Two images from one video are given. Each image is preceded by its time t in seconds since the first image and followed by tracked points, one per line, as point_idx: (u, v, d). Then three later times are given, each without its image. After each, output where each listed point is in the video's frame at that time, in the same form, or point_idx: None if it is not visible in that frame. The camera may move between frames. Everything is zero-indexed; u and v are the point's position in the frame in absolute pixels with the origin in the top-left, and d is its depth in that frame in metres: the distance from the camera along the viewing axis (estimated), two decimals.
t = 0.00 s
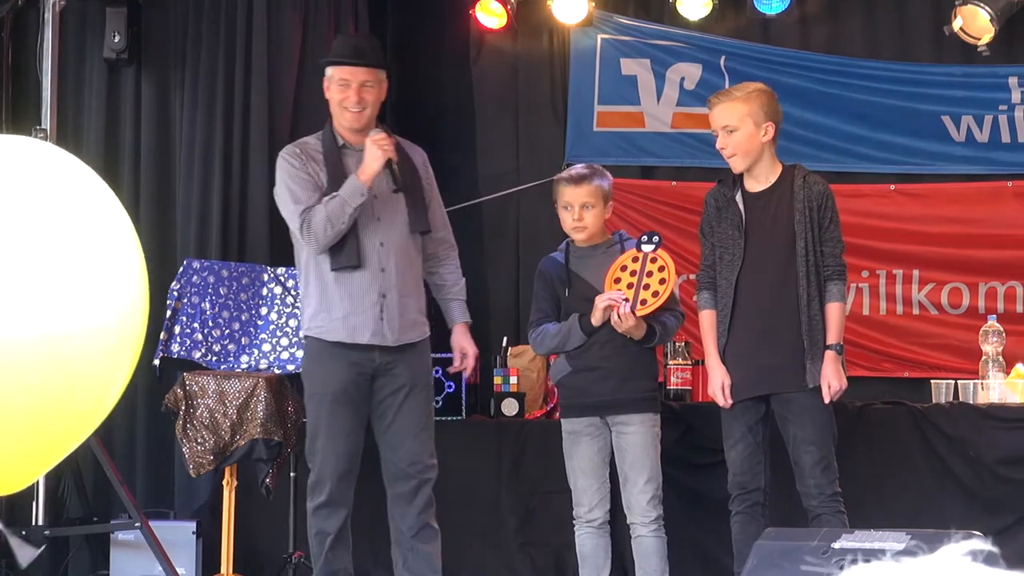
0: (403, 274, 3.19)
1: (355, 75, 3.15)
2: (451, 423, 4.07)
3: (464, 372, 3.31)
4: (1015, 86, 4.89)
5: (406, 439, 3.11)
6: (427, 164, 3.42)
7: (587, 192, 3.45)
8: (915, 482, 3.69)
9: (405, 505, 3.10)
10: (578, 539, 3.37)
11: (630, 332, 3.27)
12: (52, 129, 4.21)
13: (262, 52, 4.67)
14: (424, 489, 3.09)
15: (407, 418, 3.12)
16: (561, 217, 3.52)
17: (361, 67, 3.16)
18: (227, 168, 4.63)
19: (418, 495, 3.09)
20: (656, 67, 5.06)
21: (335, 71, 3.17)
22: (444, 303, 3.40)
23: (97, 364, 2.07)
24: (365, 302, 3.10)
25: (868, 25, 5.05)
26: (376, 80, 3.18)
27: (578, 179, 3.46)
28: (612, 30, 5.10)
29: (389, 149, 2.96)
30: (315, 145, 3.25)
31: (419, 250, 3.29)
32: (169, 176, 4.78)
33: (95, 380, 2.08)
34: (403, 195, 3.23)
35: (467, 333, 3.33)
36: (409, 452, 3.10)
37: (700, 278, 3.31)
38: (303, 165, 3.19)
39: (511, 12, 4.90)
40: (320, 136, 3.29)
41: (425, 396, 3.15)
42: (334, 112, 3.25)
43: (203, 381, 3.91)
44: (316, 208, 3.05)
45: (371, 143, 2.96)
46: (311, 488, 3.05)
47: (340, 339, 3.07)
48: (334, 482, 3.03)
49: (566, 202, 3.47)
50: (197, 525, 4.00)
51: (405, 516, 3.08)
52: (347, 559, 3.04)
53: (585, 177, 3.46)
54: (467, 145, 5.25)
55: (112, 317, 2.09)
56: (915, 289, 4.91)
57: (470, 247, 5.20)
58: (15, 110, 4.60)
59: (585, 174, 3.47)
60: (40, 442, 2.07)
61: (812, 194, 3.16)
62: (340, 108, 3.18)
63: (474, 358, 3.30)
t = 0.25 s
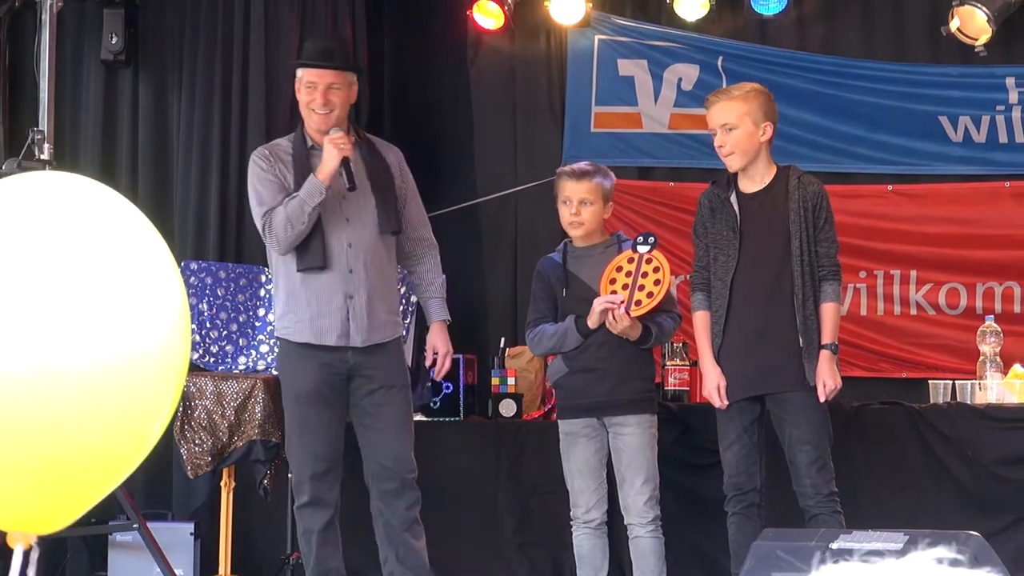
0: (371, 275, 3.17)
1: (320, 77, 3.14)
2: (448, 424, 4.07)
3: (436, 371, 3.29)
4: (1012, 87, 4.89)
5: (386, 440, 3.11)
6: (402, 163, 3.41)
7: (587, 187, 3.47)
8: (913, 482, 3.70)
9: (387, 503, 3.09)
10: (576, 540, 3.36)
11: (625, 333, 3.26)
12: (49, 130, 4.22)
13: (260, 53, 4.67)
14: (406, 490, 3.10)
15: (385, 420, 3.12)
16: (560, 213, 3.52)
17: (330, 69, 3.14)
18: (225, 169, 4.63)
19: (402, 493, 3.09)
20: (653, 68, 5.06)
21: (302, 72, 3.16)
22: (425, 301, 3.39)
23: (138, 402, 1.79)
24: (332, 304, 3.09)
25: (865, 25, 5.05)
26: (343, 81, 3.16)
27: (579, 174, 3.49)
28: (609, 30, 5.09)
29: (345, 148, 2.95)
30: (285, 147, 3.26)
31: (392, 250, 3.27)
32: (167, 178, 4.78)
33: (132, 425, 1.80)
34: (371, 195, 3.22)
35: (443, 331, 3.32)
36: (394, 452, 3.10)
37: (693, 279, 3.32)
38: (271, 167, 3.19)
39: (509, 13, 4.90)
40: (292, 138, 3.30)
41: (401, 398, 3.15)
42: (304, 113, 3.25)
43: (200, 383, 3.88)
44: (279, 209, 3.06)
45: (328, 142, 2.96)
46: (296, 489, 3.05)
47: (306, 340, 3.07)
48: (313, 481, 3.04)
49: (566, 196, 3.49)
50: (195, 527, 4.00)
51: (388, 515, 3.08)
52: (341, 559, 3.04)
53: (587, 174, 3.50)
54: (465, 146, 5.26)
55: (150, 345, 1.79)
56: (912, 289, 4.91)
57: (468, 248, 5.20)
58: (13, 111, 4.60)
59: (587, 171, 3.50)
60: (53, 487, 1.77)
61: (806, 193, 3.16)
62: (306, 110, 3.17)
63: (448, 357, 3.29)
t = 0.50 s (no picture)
0: (362, 272, 3.16)
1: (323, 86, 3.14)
2: (447, 425, 4.07)
3: (448, 357, 3.23)
4: (1011, 87, 4.88)
5: (381, 439, 3.11)
6: (385, 160, 3.40)
7: (587, 191, 3.46)
8: (912, 483, 3.69)
9: (382, 502, 3.09)
10: (574, 541, 3.37)
11: (623, 335, 3.27)
12: (47, 131, 4.22)
13: (259, 54, 4.67)
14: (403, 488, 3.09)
15: (381, 417, 3.11)
16: (562, 218, 3.52)
17: (326, 79, 3.14)
18: (223, 170, 4.63)
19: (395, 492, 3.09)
20: (652, 69, 5.06)
21: (291, 79, 3.13)
22: (431, 289, 3.31)
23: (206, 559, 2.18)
24: (324, 303, 3.09)
25: (864, 26, 5.05)
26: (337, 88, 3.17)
27: (577, 179, 3.47)
28: (608, 31, 5.09)
29: (341, 152, 2.97)
30: (266, 150, 3.24)
31: (381, 246, 3.27)
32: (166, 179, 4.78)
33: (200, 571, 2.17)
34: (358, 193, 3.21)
35: (455, 317, 3.23)
36: (387, 453, 3.10)
37: (691, 279, 3.30)
38: (254, 171, 3.18)
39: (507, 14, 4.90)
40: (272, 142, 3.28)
41: (397, 395, 3.14)
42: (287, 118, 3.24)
43: (199, 385, 3.91)
44: (269, 212, 3.05)
45: (323, 146, 2.97)
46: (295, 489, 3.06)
47: (301, 341, 3.07)
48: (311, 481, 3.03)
49: (567, 203, 3.47)
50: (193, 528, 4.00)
51: (382, 515, 3.07)
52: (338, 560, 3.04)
53: (583, 177, 3.47)
54: (464, 147, 5.26)
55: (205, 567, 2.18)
56: (911, 290, 4.91)
57: (467, 249, 5.20)
58: (11, 112, 4.61)
59: (583, 174, 3.48)
60: None
61: (803, 194, 3.16)
62: (297, 115, 3.16)
63: (459, 343, 3.22)
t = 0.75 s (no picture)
0: (368, 272, 3.17)
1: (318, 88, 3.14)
2: (447, 426, 4.07)
3: (453, 338, 3.16)
4: (1011, 89, 4.87)
5: (385, 440, 3.11)
6: (380, 161, 3.40)
7: (586, 205, 3.42)
8: (912, 485, 3.69)
9: (386, 503, 3.09)
10: (574, 542, 3.37)
11: (621, 336, 3.26)
12: (47, 132, 4.22)
13: (258, 55, 4.67)
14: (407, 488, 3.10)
15: (384, 416, 3.13)
16: (567, 236, 3.47)
17: (316, 81, 3.14)
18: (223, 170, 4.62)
19: (395, 492, 3.09)
20: (652, 70, 5.06)
21: (289, 82, 3.13)
22: (428, 281, 3.31)
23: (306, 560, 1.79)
24: (334, 305, 3.08)
25: (864, 28, 5.05)
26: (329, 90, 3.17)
27: (573, 201, 3.41)
28: (608, 33, 5.09)
29: (347, 156, 2.96)
30: (262, 155, 3.23)
31: (382, 245, 3.28)
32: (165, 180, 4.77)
33: None
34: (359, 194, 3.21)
35: (454, 300, 3.20)
36: (388, 454, 3.10)
37: (691, 282, 3.31)
38: (253, 176, 3.16)
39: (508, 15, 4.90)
40: (266, 146, 3.27)
41: (400, 396, 3.15)
42: (281, 121, 3.23)
43: (199, 385, 3.90)
44: (275, 216, 3.03)
45: (328, 151, 2.96)
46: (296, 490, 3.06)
47: (315, 344, 3.06)
48: (314, 483, 3.03)
49: (571, 225, 3.43)
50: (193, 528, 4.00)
51: (383, 516, 3.08)
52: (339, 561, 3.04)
53: (574, 203, 3.41)
54: (463, 148, 5.26)
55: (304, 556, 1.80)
56: (911, 291, 4.91)
57: (467, 250, 5.20)
58: (11, 113, 4.60)
59: (574, 192, 3.42)
60: None
61: (802, 195, 3.16)
62: (298, 119, 3.15)
63: (463, 321, 3.16)
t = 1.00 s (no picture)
0: (369, 272, 3.17)
1: (320, 88, 3.14)
2: (447, 427, 4.07)
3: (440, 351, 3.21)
4: (1011, 91, 4.86)
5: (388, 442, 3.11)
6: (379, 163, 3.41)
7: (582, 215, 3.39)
8: (912, 487, 3.69)
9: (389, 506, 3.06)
10: (574, 543, 3.37)
11: (620, 339, 3.27)
12: (47, 132, 4.22)
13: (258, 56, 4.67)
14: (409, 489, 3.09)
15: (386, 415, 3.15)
16: (564, 243, 3.46)
17: (317, 81, 3.14)
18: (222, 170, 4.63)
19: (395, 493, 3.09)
20: (652, 71, 5.06)
21: (290, 83, 3.12)
22: (418, 287, 3.35)
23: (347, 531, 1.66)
24: (335, 304, 3.08)
25: (864, 30, 5.06)
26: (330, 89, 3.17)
27: (569, 211, 3.38)
28: (608, 34, 5.09)
29: (349, 153, 2.98)
30: (263, 155, 3.23)
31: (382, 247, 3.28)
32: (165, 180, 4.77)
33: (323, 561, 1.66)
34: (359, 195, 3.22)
35: (440, 312, 3.24)
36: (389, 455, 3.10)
37: (694, 283, 3.32)
38: (255, 176, 3.17)
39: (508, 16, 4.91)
40: (266, 146, 3.27)
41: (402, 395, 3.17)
42: (281, 121, 3.23)
43: (199, 386, 3.91)
44: (278, 214, 3.03)
45: (331, 149, 2.98)
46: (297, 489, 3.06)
47: (316, 343, 3.07)
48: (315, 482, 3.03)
49: (568, 233, 3.41)
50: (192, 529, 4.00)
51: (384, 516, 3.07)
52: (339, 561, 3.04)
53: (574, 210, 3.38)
54: (463, 149, 5.26)
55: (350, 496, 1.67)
56: (911, 293, 4.91)
57: (467, 251, 5.20)
58: (12, 113, 4.61)
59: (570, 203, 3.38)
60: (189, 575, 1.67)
61: (804, 197, 3.15)
62: (302, 120, 3.15)
63: (451, 335, 3.20)
